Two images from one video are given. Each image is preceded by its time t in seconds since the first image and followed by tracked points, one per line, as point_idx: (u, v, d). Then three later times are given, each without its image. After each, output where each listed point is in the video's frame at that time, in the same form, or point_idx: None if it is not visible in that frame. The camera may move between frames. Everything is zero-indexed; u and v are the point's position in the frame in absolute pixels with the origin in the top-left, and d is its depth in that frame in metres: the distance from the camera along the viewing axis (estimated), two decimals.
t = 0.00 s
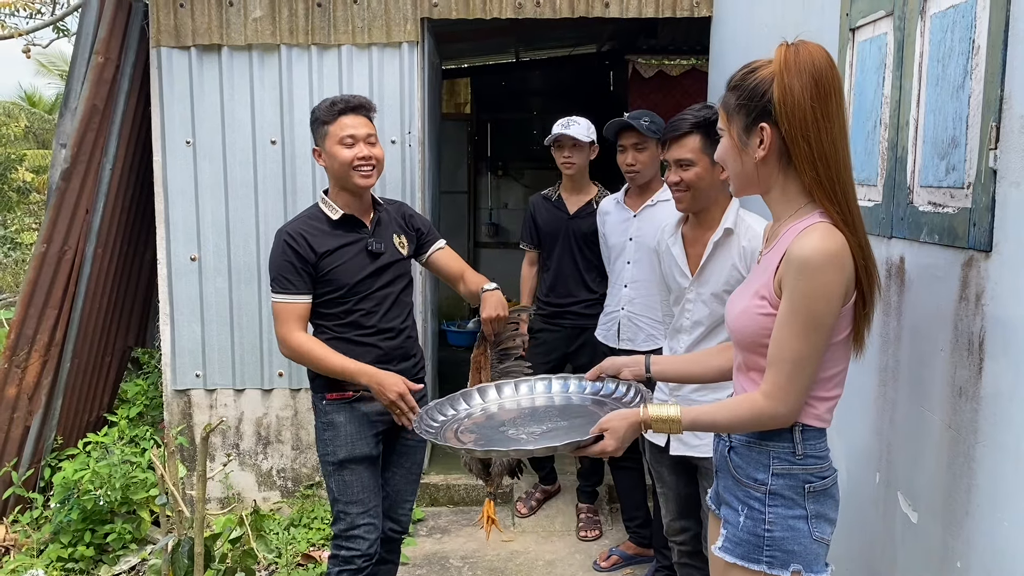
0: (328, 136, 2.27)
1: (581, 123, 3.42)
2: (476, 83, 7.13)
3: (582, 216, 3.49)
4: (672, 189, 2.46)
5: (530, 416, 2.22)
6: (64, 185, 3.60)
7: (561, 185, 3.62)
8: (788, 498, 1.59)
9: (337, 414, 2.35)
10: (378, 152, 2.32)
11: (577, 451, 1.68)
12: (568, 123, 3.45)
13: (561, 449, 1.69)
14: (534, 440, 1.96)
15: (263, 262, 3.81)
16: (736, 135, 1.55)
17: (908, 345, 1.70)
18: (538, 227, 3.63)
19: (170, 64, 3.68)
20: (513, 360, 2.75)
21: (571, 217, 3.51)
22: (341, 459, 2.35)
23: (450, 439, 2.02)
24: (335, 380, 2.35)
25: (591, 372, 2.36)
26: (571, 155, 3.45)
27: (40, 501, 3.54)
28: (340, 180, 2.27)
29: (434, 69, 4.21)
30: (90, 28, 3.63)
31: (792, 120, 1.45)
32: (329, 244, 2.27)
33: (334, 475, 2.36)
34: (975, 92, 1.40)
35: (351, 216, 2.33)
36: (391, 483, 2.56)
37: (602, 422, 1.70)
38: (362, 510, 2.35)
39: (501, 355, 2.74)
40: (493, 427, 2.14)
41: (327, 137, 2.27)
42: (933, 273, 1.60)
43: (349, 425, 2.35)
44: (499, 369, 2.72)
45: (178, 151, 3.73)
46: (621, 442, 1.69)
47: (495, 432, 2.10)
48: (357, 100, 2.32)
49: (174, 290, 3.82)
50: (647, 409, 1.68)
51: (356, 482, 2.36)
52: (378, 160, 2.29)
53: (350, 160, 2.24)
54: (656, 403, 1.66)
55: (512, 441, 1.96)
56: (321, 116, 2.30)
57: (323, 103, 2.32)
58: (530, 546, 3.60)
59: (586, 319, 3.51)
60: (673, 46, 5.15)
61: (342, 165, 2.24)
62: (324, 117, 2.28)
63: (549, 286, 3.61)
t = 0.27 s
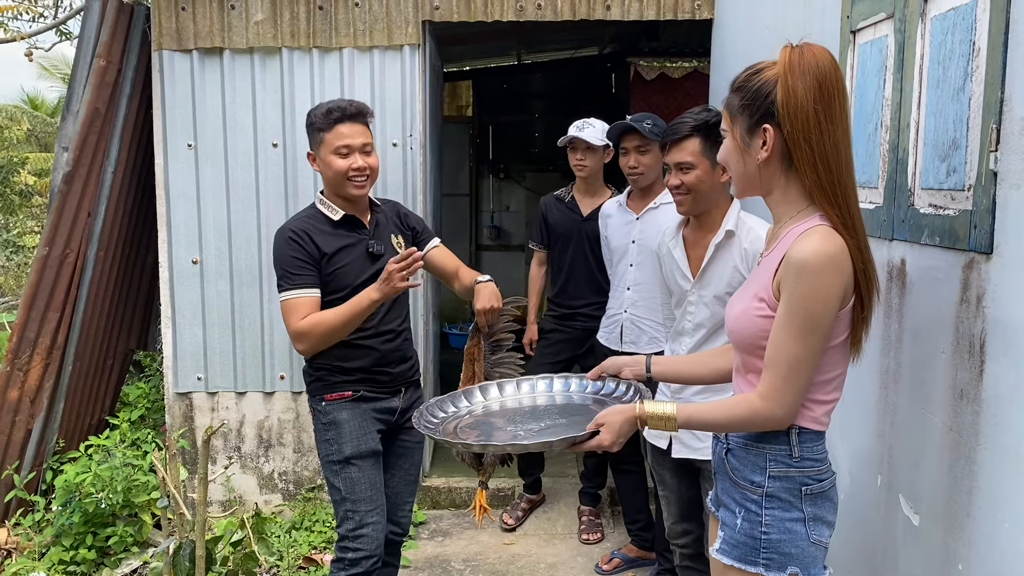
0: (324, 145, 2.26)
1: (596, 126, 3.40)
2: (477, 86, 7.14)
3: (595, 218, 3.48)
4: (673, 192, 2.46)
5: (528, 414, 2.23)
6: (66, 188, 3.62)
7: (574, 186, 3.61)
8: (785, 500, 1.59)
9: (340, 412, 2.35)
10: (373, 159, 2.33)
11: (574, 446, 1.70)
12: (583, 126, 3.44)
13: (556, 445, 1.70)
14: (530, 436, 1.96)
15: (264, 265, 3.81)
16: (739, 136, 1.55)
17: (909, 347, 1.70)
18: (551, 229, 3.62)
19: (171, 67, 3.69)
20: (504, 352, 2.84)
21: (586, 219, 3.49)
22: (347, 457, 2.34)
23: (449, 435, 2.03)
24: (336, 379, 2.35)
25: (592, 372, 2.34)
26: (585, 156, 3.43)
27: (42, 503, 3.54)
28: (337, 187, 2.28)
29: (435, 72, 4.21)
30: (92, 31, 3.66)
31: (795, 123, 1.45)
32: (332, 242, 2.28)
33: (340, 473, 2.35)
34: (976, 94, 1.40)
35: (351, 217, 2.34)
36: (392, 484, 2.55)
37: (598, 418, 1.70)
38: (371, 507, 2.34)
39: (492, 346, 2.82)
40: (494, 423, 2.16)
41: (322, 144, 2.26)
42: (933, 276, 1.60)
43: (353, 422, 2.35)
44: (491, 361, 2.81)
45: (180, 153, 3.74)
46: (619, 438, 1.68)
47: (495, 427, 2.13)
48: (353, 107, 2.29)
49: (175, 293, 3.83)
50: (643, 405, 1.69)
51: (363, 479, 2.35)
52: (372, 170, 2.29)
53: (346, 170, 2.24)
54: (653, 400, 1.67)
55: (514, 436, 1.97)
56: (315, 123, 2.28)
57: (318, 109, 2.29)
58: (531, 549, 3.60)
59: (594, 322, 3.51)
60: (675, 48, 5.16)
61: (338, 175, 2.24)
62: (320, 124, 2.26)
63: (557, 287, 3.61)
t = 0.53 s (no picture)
0: (328, 151, 2.24)
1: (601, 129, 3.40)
2: (479, 88, 7.15)
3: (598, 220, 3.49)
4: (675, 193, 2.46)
5: (525, 417, 2.23)
6: (68, 190, 3.63)
7: (578, 187, 3.61)
8: (784, 501, 1.59)
9: (338, 426, 2.35)
10: (377, 168, 2.31)
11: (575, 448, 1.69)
12: (589, 127, 3.43)
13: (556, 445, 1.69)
14: (530, 438, 1.97)
15: (266, 266, 3.82)
16: (743, 138, 1.55)
17: (909, 349, 1.70)
18: (554, 230, 3.61)
19: (173, 69, 3.70)
20: (499, 351, 2.87)
21: (589, 221, 3.50)
22: (344, 472, 2.35)
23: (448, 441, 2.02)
24: (333, 393, 2.36)
25: (592, 372, 2.36)
26: (589, 159, 3.44)
27: (44, 505, 3.55)
28: (340, 195, 2.28)
29: (436, 74, 4.22)
30: (94, 33, 3.68)
31: (797, 123, 1.45)
32: (338, 245, 2.28)
33: (336, 488, 2.35)
34: (975, 95, 1.40)
35: (354, 224, 2.33)
36: (389, 492, 2.56)
37: (597, 418, 1.70)
38: (366, 523, 2.37)
39: (487, 345, 2.85)
40: (490, 427, 2.16)
41: (327, 150, 2.24)
42: (933, 277, 1.60)
43: (351, 437, 2.35)
44: (485, 360, 2.84)
45: (182, 155, 3.75)
46: (619, 439, 1.69)
47: (491, 431, 2.12)
48: (361, 114, 2.26)
49: (177, 295, 3.84)
50: (642, 405, 1.69)
51: (360, 494, 2.36)
52: (376, 180, 2.28)
53: (350, 179, 2.23)
54: (653, 400, 1.67)
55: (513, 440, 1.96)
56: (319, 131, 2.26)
57: (325, 112, 2.25)
58: (533, 551, 3.60)
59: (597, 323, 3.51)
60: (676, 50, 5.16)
61: (342, 183, 2.23)
62: (325, 130, 2.23)
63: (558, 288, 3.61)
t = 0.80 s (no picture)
0: (327, 157, 2.22)
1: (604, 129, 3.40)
2: (480, 89, 7.15)
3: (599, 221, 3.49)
4: (676, 193, 2.46)
5: (522, 399, 2.24)
6: (69, 191, 3.64)
7: (578, 188, 3.61)
8: (787, 501, 1.59)
9: (330, 440, 2.35)
10: (376, 176, 2.31)
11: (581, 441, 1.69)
12: (591, 129, 3.43)
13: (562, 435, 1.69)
14: (528, 420, 1.95)
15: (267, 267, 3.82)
16: (752, 139, 1.53)
17: (909, 348, 1.70)
18: (553, 230, 3.61)
19: (173, 71, 3.71)
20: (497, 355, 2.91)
21: (589, 221, 3.50)
22: (337, 488, 2.35)
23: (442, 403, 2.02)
24: (324, 407, 2.35)
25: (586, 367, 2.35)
26: (591, 160, 3.44)
27: (45, 505, 3.56)
28: (336, 203, 2.27)
29: (437, 75, 4.22)
30: (95, 34, 3.68)
31: (807, 119, 1.45)
32: (332, 255, 2.28)
33: (329, 504, 2.36)
34: (974, 95, 1.40)
35: (347, 234, 2.33)
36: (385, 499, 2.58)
37: (603, 411, 1.69)
38: (360, 538, 2.39)
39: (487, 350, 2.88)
40: (486, 401, 2.17)
41: (326, 156, 2.23)
42: (932, 277, 1.60)
43: (344, 451, 2.35)
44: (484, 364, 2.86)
45: (184, 156, 3.75)
46: (621, 433, 1.68)
47: (489, 405, 2.12)
48: (363, 121, 2.25)
49: (178, 296, 3.84)
50: (648, 406, 1.69)
51: (353, 509, 2.37)
52: (374, 190, 2.27)
53: (349, 188, 2.23)
54: (658, 400, 1.67)
55: (506, 417, 1.96)
56: (317, 137, 2.24)
57: (326, 115, 2.23)
58: (533, 552, 3.60)
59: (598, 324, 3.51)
60: (678, 50, 5.16)
61: (340, 192, 2.23)
62: (326, 135, 2.21)
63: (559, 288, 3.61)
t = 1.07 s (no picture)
0: (330, 160, 2.23)
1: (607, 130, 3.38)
2: (481, 89, 7.16)
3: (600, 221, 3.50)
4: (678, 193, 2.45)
5: (515, 374, 2.22)
6: (69, 191, 3.64)
7: (580, 188, 3.62)
8: (797, 500, 1.59)
9: (340, 442, 2.34)
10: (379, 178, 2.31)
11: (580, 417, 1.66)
12: (594, 129, 3.42)
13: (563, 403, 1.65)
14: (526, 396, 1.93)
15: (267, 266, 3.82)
16: (760, 137, 1.51)
17: (908, 347, 1.69)
18: (555, 230, 3.61)
19: (173, 70, 3.71)
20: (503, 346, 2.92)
21: (592, 221, 3.50)
22: (349, 489, 2.34)
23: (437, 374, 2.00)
24: (331, 409, 2.35)
25: (578, 346, 2.35)
26: (594, 161, 3.43)
27: (45, 505, 3.56)
28: (339, 206, 2.27)
29: (437, 75, 4.22)
30: (95, 34, 3.69)
31: (812, 115, 1.45)
32: (331, 257, 2.27)
33: (340, 506, 2.35)
34: (972, 93, 1.40)
35: (348, 239, 2.33)
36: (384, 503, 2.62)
37: (607, 380, 1.65)
38: (372, 538, 2.39)
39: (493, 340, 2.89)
40: (481, 375, 2.15)
41: (329, 159, 2.23)
42: (930, 276, 1.59)
43: (354, 452, 2.36)
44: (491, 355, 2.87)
45: (184, 156, 3.75)
46: (619, 411, 1.64)
47: (484, 380, 2.10)
48: (365, 123, 2.27)
49: (179, 295, 3.84)
50: (652, 391, 1.63)
51: (365, 510, 2.37)
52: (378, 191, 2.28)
53: (353, 189, 2.23)
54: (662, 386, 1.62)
55: (502, 391, 1.94)
56: (319, 138, 2.24)
57: (327, 119, 2.25)
58: (533, 552, 3.59)
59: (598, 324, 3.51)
60: (679, 50, 5.15)
61: (345, 193, 2.22)
62: (329, 138, 2.22)
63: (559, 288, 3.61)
